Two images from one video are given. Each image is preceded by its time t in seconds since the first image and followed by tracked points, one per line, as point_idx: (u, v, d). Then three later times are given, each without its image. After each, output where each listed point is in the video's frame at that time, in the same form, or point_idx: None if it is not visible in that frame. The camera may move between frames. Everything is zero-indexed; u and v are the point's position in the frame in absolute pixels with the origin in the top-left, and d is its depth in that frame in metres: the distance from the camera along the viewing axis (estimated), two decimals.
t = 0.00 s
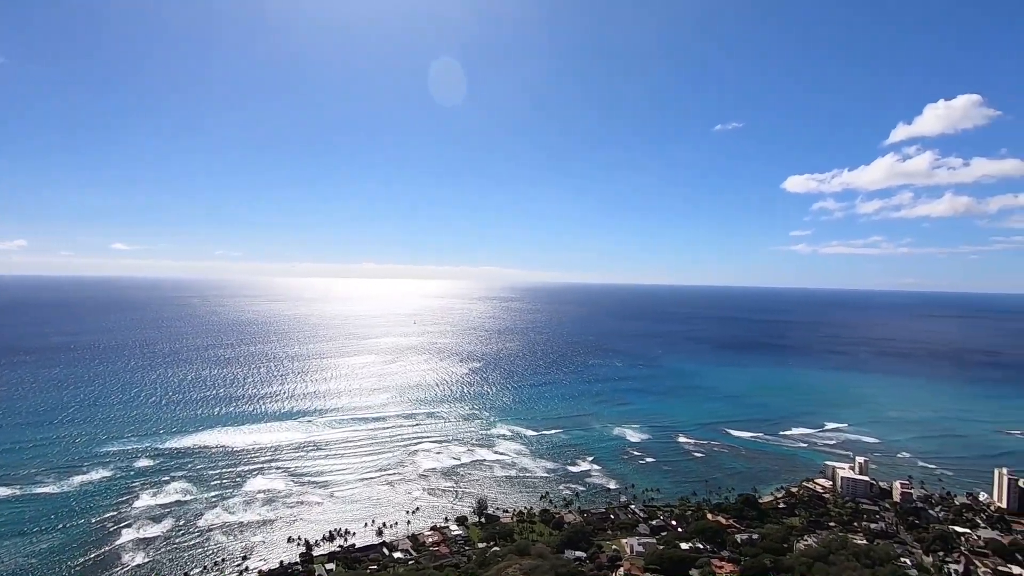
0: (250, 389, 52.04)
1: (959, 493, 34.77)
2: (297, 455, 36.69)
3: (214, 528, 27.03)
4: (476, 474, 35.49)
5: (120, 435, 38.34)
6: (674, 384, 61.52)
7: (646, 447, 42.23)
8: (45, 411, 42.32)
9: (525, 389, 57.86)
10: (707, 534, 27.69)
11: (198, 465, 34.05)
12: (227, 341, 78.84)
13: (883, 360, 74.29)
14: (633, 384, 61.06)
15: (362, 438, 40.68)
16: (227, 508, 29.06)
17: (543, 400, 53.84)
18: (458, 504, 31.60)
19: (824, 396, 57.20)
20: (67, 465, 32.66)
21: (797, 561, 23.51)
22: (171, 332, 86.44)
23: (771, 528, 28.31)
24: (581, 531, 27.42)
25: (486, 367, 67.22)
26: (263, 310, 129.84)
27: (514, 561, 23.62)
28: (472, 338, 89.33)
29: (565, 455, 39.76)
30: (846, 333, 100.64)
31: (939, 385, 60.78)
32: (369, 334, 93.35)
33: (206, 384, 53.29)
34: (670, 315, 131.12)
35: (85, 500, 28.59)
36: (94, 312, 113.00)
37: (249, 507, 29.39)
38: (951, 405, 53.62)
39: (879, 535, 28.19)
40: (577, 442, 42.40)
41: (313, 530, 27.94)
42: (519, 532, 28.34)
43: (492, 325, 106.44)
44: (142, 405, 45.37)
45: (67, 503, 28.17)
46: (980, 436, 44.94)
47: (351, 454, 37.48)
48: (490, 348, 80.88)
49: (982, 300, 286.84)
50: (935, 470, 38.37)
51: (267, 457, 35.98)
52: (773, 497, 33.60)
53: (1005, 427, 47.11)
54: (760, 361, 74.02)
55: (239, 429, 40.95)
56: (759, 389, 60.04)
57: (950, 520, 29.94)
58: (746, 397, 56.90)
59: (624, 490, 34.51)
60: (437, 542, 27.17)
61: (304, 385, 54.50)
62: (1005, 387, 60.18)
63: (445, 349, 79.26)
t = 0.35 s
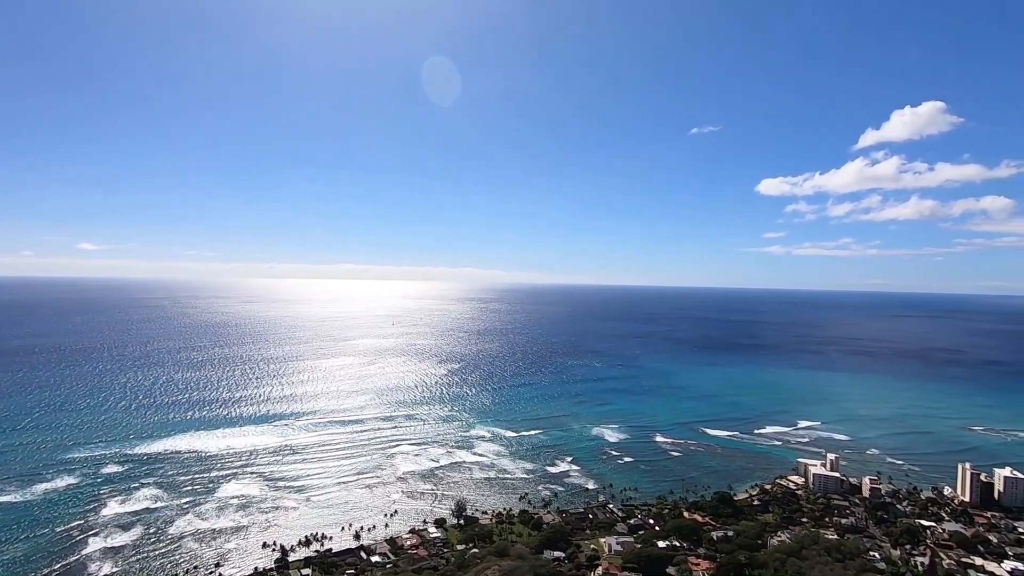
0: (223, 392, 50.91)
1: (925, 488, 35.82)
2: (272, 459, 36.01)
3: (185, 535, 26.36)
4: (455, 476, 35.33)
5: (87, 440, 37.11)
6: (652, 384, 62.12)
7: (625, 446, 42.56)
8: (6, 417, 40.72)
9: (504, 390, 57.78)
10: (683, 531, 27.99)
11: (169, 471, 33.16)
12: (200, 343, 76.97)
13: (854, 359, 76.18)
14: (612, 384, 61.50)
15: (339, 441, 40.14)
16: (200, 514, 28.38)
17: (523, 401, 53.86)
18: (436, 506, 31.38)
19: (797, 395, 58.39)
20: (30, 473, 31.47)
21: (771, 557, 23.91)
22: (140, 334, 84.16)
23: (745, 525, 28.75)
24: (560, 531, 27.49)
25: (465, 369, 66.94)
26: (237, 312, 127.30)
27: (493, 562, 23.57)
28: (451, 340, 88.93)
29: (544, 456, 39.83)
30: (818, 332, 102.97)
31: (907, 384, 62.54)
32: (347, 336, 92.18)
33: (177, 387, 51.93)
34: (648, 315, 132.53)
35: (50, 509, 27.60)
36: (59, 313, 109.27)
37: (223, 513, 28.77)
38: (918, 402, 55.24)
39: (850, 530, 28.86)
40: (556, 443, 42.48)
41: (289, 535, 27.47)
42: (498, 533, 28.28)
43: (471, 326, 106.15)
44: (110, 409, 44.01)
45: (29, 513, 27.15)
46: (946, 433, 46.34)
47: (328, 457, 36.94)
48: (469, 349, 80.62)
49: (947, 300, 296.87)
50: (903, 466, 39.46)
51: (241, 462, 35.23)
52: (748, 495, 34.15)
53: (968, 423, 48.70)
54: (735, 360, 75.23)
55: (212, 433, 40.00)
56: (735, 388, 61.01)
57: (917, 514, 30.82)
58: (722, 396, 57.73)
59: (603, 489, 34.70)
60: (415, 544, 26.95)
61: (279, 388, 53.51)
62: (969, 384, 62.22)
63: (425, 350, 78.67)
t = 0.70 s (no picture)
0: (190, 396, 49.49)
1: (887, 483, 37.03)
2: (241, 464, 35.12)
3: (149, 544, 25.52)
4: (430, 479, 35.06)
5: (44, 448, 35.61)
6: (626, 384, 62.78)
7: (599, 446, 42.88)
8: None
9: (479, 391, 57.61)
10: (655, 529, 28.32)
11: (132, 478, 32.05)
12: (165, 347, 74.65)
13: (821, 359, 78.34)
14: (586, 385, 61.95)
15: (311, 445, 39.44)
16: (165, 523, 27.53)
17: (498, 402, 53.81)
18: (410, 510, 31.09)
19: (766, 394, 59.73)
20: None
21: (741, 553, 24.42)
22: (101, 337, 81.24)
23: (716, 522, 29.23)
24: (534, 532, 27.54)
25: (440, 370, 66.54)
26: (204, 313, 124.02)
27: (468, 564, 23.48)
28: (426, 341, 88.37)
29: (519, 457, 39.84)
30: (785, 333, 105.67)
31: (870, 382, 64.56)
32: (319, 338, 90.67)
33: (141, 391, 50.25)
34: (622, 316, 133.95)
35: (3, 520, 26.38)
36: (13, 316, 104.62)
37: (189, 521, 27.96)
38: (881, 400, 57.13)
39: (816, 525, 29.66)
40: (531, 444, 42.53)
41: (258, 541, 26.87)
42: (473, 535, 28.17)
43: (445, 328, 105.80)
44: (69, 415, 42.32)
45: None
46: (907, 429, 48.02)
47: (299, 462, 36.24)
48: (444, 351, 80.21)
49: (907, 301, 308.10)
50: (866, 461, 40.74)
51: (208, 468, 34.26)
52: (718, 492, 34.75)
53: (928, 420, 50.53)
54: (707, 361, 76.58)
55: (178, 438, 38.85)
56: (706, 388, 62.07)
57: (878, 508, 31.85)
58: (694, 396, 58.66)
59: (577, 489, 34.90)
60: (389, 548, 26.63)
61: (249, 392, 52.27)
62: (928, 382, 64.61)
63: (399, 352, 77.91)
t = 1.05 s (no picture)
0: (149, 402, 47.67)
1: (845, 475, 38.39)
2: (203, 471, 34.01)
3: (104, 556, 24.47)
4: (400, 481, 34.68)
5: None
6: (595, 383, 63.38)
7: (569, 446, 43.13)
8: None
9: (450, 392, 57.25)
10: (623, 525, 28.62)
11: (86, 488, 30.68)
12: (122, 350, 71.65)
13: (783, 356, 80.66)
14: (556, 385, 62.32)
15: (278, 450, 38.53)
16: (122, 533, 26.49)
17: (468, 403, 53.60)
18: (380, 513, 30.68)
19: (731, 391, 61.13)
20: None
21: (707, 547, 25.01)
22: (51, 341, 77.40)
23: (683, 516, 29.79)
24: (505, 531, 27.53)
25: (410, 372, 65.87)
26: (163, 315, 119.66)
27: (438, 567, 23.31)
28: (395, 343, 87.41)
29: (490, 458, 39.75)
30: (750, 331, 108.41)
31: (830, 379, 66.75)
32: (285, 340, 88.56)
33: (96, 397, 48.15)
34: (591, 316, 135.14)
35: None
36: None
37: (148, 531, 26.96)
38: (839, 395, 59.23)
39: (778, 517, 30.54)
40: (501, 444, 42.50)
41: (221, 550, 26.09)
42: (443, 537, 27.93)
43: (415, 328, 104.77)
44: (18, 422, 40.27)
45: None
46: (864, 423, 49.90)
47: (265, 467, 35.34)
48: (413, 352, 79.46)
49: (864, 300, 320.21)
50: (825, 455, 42.16)
51: (168, 476, 33.06)
52: (686, 488, 35.43)
53: (883, 415, 52.58)
54: (674, 359, 77.95)
55: (136, 445, 37.41)
56: (673, 386, 63.13)
57: (837, 499, 32.99)
58: (661, 394, 59.63)
59: (548, 489, 35.04)
60: (358, 553, 26.20)
61: (212, 396, 50.72)
62: (883, 378, 67.28)
63: (367, 354, 76.77)
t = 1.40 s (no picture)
0: (102, 408, 45.65)
1: (804, 469, 39.67)
2: (161, 479, 32.75)
3: (54, 571, 23.33)
4: (368, 485, 34.15)
5: None
6: (565, 383, 63.84)
7: (538, 445, 43.30)
8: None
9: (419, 394, 56.74)
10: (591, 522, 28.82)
11: (34, 500, 29.20)
12: (73, 355, 68.42)
13: (746, 354, 82.89)
14: (526, 385, 62.51)
15: (241, 456, 37.46)
16: (73, 546, 25.31)
17: (438, 405, 53.20)
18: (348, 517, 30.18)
19: (697, 389, 62.45)
20: None
21: (674, 542, 25.49)
22: None
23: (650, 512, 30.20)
24: (474, 532, 27.42)
25: (378, 374, 65.00)
26: (116, 318, 114.88)
27: (407, 571, 23.02)
28: (363, 344, 86.11)
29: (459, 459, 39.55)
30: (714, 330, 111.04)
31: (790, 376, 68.89)
32: (248, 342, 86.19)
33: (44, 404, 45.82)
34: (560, 316, 136.08)
35: None
36: None
37: (102, 543, 25.86)
38: (798, 392, 61.26)
39: (742, 511, 31.33)
40: (470, 446, 42.33)
41: (182, 560, 25.23)
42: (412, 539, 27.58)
43: (382, 330, 103.41)
44: None
45: None
46: (822, 418, 51.71)
47: (227, 474, 34.29)
48: (382, 353, 78.44)
49: (821, 299, 332.19)
50: (786, 450, 43.48)
51: (124, 485, 31.72)
52: (653, 484, 36.00)
53: (840, 410, 54.58)
54: (641, 358, 79.21)
55: (89, 454, 35.81)
56: (641, 385, 64.10)
57: (797, 492, 34.07)
58: (629, 392, 60.44)
59: (517, 489, 35.08)
60: (324, 559, 25.67)
61: (170, 401, 48.96)
62: (840, 374, 69.90)
63: (334, 356, 75.37)
